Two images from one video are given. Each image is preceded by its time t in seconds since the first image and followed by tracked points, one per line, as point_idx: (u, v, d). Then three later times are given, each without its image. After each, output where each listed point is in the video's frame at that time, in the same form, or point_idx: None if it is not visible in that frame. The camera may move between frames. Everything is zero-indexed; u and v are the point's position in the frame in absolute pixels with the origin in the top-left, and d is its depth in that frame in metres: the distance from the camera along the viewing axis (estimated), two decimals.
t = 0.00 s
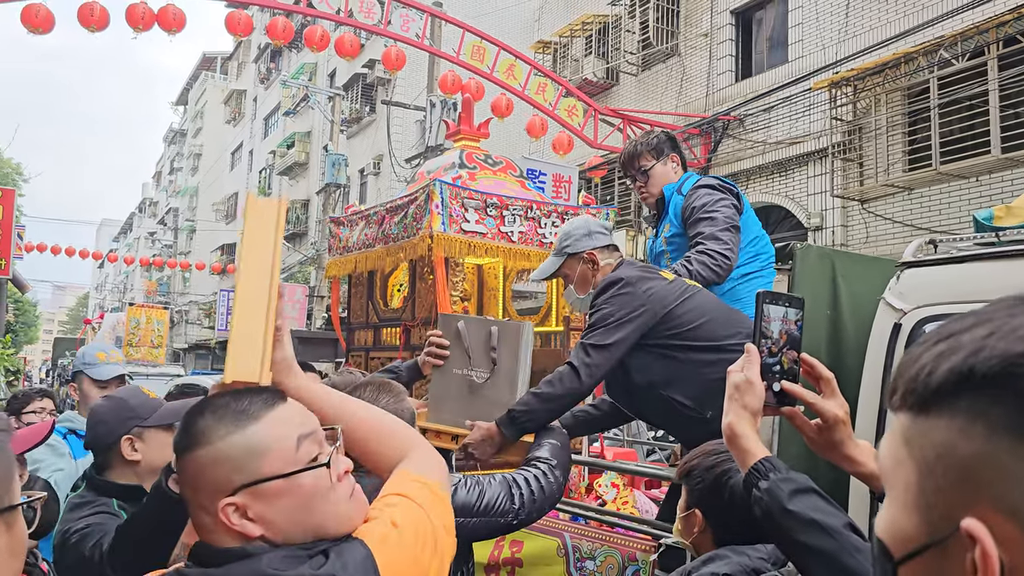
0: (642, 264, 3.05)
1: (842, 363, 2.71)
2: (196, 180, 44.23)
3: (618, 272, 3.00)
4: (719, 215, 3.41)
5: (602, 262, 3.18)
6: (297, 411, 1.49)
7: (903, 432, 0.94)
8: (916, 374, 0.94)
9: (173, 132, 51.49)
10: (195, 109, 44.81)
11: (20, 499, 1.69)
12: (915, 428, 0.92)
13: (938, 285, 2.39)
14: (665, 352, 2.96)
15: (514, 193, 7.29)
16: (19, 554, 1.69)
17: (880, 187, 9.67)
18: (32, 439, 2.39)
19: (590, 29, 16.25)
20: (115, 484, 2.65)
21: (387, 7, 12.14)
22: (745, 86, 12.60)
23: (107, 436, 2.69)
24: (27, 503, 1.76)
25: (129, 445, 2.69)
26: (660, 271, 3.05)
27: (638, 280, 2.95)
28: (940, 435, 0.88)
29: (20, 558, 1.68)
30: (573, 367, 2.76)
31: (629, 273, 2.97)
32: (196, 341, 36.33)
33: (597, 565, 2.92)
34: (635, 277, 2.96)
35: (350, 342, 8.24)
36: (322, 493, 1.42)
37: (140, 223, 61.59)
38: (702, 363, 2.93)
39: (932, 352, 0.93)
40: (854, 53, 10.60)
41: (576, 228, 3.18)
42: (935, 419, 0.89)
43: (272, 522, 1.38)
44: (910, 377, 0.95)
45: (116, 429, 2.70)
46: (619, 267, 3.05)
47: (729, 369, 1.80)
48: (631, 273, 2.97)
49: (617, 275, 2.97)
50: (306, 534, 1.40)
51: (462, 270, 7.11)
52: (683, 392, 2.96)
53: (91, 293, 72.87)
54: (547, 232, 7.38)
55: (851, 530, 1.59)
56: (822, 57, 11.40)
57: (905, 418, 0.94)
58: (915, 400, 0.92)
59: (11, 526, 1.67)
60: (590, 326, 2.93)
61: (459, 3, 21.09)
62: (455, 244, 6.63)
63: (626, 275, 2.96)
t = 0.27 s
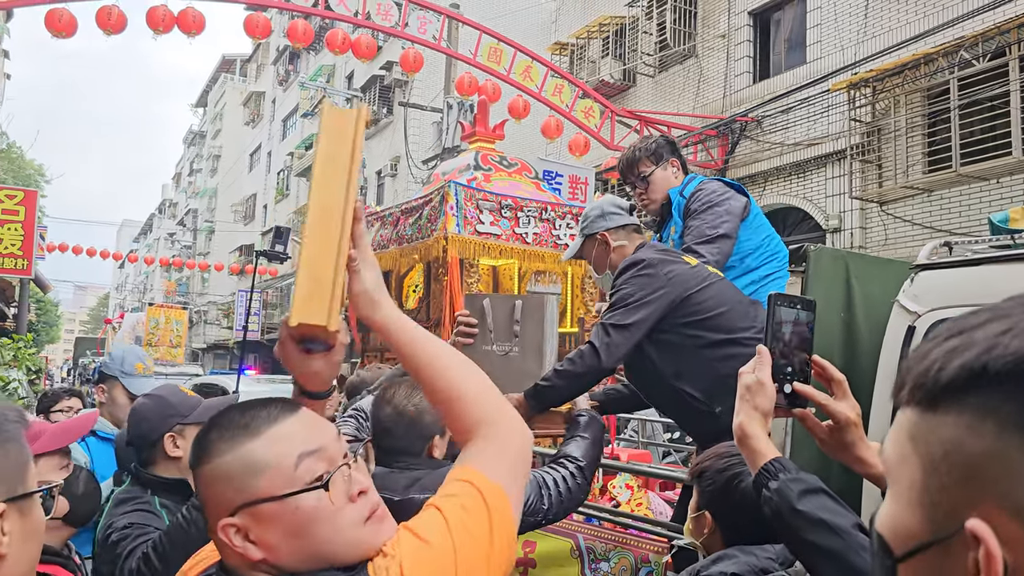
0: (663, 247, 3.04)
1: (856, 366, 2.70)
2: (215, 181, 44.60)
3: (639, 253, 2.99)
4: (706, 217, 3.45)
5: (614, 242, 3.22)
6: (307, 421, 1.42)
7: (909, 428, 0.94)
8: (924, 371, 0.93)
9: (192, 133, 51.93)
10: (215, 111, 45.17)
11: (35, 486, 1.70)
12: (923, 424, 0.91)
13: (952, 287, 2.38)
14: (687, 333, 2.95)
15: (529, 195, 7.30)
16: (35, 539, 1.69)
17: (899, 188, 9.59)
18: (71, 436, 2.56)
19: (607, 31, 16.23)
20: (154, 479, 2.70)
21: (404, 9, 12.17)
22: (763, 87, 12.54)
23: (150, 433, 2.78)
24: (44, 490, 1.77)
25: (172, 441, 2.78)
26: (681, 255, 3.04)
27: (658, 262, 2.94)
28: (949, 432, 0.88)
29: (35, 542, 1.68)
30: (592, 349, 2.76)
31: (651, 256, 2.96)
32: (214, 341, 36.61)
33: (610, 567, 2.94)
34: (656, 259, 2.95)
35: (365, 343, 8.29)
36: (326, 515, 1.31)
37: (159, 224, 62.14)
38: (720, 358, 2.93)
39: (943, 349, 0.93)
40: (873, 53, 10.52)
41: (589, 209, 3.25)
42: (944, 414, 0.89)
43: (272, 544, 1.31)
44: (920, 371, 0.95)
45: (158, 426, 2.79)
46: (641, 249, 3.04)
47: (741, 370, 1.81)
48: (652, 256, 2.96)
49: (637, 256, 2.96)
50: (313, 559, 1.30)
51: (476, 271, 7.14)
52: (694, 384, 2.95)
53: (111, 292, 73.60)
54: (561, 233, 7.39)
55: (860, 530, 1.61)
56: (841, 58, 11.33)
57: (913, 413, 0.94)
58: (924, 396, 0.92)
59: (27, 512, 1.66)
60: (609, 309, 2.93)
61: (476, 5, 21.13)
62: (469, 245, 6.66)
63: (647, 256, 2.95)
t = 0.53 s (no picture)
0: (681, 244, 3.05)
1: (864, 374, 2.71)
2: (231, 183, 44.87)
3: (659, 251, 3.00)
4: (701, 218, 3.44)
5: (632, 233, 3.24)
6: (337, 419, 1.52)
7: (942, 429, 1.01)
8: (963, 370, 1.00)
9: (208, 136, 52.24)
10: (230, 114, 45.43)
11: (56, 479, 1.72)
12: (955, 426, 0.98)
13: (960, 295, 2.38)
14: (699, 333, 2.96)
15: (541, 199, 7.32)
16: (57, 529, 1.70)
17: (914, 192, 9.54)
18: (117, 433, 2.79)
19: (620, 34, 16.21)
20: (194, 469, 2.98)
21: (418, 13, 12.21)
22: (777, 90, 12.50)
23: (186, 436, 3.02)
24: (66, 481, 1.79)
25: (204, 444, 3.01)
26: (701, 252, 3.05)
27: (677, 260, 2.95)
28: (978, 436, 0.94)
29: (59, 532, 1.70)
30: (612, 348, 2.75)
31: (671, 253, 2.98)
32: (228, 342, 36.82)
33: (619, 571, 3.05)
34: (676, 257, 2.96)
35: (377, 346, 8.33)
36: (335, 516, 1.40)
37: (175, 227, 62.57)
38: (729, 361, 2.92)
39: (982, 352, 1.00)
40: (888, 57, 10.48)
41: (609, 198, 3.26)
42: (975, 417, 0.95)
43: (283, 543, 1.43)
44: (956, 372, 1.01)
45: (191, 430, 3.03)
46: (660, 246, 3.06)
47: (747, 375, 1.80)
48: (673, 253, 2.97)
49: (656, 253, 2.97)
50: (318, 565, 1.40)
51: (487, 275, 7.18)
52: (699, 384, 2.96)
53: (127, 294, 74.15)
54: (572, 238, 7.41)
55: (860, 537, 1.64)
56: (856, 61, 11.29)
57: (944, 413, 1.01)
58: (957, 397, 0.99)
59: (50, 505, 1.68)
60: (628, 308, 2.94)
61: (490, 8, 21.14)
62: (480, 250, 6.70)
63: (668, 253, 2.96)
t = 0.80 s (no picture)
0: (695, 247, 3.05)
1: (869, 383, 2.74)
2: (244, 185, 45.13)
3: (673, 255, 3.01)
4: (692, 231, 3.18)
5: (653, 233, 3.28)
6: (365, 423, 1.63)
7: (984, 459, 1.13)
8: (1008, 402, 1.13)
9: (222, 138, 52.58)
10: (244, 117, 45.70)
11: (86, 486, 1.70)
12: (997, 455, 1.11)
13: (963, 307, 2.41)
14: (709, 338, 2.96)
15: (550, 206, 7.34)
16: (87, 532, 1.67)
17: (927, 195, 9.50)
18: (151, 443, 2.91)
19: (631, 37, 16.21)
20: (224, 471, 3.04)
21: (429, 17, 12.24)
22: (789, 93, 12.47)
23: (216, 441, 3.08)
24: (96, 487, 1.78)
25: (234, 448, 3.07)
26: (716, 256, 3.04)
27: (689, 265, 2.95)
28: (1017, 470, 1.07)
29: (90, 535, 1.67)
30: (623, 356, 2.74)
31: (684, 258, 2.98)
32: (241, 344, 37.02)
33: None
34: (689, 262, 2.96)
35: (387, 351, 8.36)
36: (365, 514, 1.48)
37: (189, 229, 62.97)
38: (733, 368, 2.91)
39: None
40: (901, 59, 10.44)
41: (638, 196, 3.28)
42: (1016, 449, 1.09)
43: (307, 536, 1.48)
44: (1002, 403, 1.15)
45: (222, 435, 3.08)
46: (673, 250, 3.05)
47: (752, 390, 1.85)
48: (686, 258, 2.97)
49: (668, 258, 2.98)
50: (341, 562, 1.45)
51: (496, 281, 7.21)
52: (707, 392, 2.97)
53: (142, 295, 74.69)
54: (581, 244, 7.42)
55: (862, 551, 1.63)
56: (868, 63, 11.25)
57: (987, 440, 1.15)
58: (1002, 428, 1.12)
59: (79, 511, 1.66)
60: (641, 314, 2.95)
61: (502, 11, 21.16)
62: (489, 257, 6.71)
63: (681, 259, 2.97)
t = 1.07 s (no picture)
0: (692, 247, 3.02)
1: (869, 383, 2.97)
2: (249, 184, 45.21)
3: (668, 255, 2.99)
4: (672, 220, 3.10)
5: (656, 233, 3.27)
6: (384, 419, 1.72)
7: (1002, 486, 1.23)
8: None
9: (227, 138, 52.68)
10: (249, 116, 45.76)
11: (110, 486, 1.73)
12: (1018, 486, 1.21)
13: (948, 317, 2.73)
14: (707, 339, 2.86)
15: (553, 207, 7.37)
16: (111, 531, 1.70)
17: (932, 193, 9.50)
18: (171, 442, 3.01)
19: (636, 36, 16.20)
20: (244, 470, 3.03)
21: (433, 18, 12.25)
22: (793, 92, 12.47)
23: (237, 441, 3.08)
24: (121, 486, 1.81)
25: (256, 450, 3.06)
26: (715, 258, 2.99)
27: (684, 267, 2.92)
28: None
29: (115, 532, 1.70)
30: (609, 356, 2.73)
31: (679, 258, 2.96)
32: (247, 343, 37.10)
33: None
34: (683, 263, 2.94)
35: (391, 352, 8.39)
36: (397, 502, 1.55)
37: (195, 228, 63.11)
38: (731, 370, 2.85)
39: None
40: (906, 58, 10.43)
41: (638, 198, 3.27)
42: None
43: (336, 525, 1.52)
44: None
45: (244, 435, 3.08)
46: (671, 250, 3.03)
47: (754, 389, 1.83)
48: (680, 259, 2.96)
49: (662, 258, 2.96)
50: (371, 543, 1.50)
51: (500, 282, 7.25)
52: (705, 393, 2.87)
53: (148, 294, 74.92)
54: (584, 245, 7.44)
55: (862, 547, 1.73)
56: (872, 62, 11.25)
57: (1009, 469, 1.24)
58: None
59: (101, 509, 1.68)
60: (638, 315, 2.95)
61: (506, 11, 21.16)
62: (493, 258, 6.73)
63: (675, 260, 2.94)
